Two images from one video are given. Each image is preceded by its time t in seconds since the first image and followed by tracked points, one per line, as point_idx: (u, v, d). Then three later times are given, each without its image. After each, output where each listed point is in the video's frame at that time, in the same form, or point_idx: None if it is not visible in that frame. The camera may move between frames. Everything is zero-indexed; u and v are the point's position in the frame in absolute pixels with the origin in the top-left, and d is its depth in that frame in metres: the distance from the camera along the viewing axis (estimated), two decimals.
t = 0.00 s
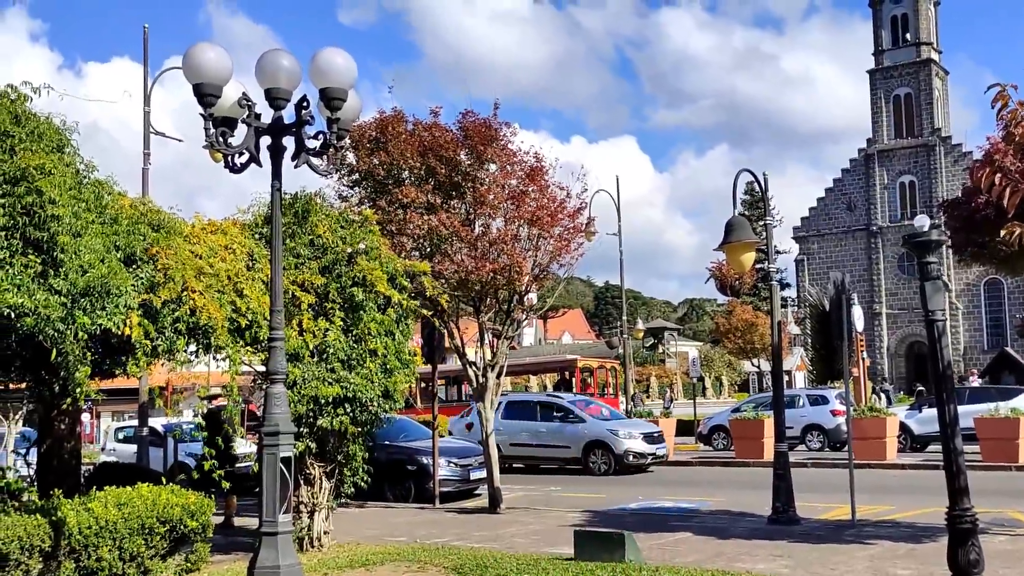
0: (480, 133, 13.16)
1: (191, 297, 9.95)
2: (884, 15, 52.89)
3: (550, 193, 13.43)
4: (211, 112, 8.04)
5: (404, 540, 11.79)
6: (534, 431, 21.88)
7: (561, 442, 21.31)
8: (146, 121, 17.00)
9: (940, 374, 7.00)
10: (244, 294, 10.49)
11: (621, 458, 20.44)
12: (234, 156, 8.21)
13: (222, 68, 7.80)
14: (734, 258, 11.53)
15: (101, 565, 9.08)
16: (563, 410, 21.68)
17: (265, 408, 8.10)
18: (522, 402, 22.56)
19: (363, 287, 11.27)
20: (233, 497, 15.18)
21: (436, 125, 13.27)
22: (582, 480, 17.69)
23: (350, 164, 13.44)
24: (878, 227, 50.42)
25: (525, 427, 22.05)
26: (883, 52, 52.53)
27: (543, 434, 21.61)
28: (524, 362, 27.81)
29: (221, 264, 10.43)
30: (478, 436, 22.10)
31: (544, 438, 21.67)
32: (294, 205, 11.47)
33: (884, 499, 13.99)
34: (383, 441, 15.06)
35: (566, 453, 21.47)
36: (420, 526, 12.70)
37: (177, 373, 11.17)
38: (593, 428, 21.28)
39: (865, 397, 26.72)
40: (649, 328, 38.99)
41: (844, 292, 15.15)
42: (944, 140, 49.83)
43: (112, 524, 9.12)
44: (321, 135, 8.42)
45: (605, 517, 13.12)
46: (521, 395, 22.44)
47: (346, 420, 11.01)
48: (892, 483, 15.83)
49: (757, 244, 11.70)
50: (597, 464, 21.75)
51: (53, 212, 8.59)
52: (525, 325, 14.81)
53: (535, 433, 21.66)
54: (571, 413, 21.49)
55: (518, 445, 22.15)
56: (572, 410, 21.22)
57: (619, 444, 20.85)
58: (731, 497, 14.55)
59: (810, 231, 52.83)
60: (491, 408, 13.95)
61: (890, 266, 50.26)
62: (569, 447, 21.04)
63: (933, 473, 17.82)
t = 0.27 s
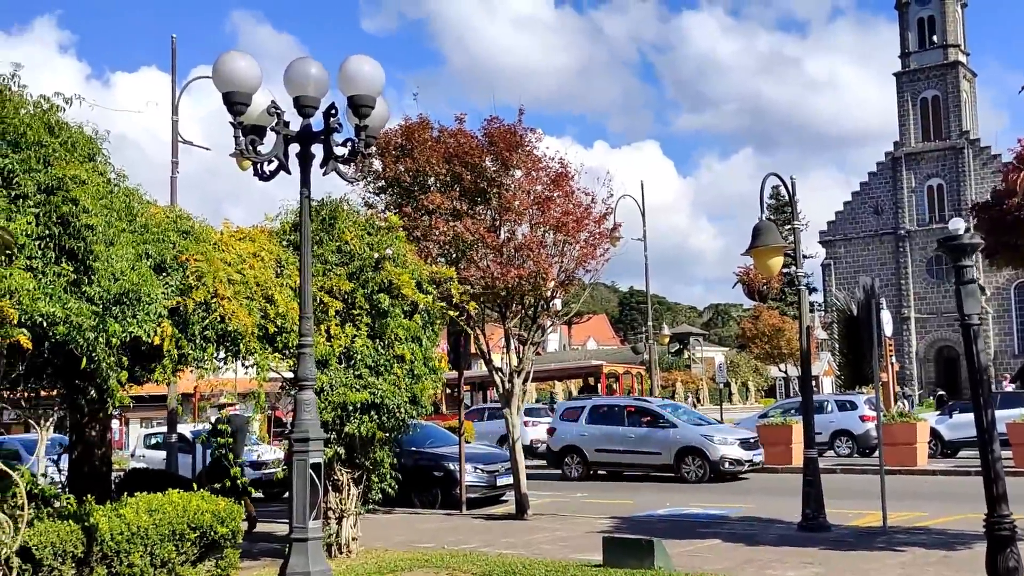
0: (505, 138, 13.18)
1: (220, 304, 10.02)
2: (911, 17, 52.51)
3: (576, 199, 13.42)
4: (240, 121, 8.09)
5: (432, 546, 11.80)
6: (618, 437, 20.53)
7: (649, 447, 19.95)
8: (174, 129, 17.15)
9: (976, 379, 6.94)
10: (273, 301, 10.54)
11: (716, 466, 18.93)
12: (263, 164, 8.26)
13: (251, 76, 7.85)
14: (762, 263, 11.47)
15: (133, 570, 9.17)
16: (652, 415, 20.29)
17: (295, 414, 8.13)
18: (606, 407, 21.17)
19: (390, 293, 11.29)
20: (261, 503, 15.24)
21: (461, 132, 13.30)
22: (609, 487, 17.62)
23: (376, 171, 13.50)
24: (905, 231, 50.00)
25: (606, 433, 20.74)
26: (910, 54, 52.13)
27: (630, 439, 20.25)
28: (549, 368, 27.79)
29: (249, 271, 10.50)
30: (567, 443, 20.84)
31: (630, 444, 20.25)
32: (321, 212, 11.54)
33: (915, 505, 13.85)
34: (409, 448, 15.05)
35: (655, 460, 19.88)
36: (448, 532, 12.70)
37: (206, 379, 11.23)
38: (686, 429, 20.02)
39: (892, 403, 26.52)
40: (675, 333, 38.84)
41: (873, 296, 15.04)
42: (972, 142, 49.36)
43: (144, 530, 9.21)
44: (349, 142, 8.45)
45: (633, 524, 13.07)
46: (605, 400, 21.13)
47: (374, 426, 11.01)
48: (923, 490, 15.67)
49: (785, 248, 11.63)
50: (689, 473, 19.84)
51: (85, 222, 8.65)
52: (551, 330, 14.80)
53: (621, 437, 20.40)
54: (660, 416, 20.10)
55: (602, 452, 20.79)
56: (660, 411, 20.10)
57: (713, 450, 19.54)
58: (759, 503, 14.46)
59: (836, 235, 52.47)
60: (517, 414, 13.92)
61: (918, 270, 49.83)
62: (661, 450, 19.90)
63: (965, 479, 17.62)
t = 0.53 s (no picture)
0: (543, 146, 13.18)
1: (263, 312, 10.11)
2: (951, 21, 51.85)
3: (614, 207, 13.38)
4: (283, 132, 8.16)
5: (472, 554, 11.80)
6: (722, 446, 19.84)
7: (754, 455, 19.26)
8: (216, 141, 17.37)
9: None
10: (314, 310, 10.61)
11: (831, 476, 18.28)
12: (306, 174, 8.32)
13: (295, 87, 7.92)
14: (803, 270, 11.37)
15: None
16: (756, 423, 19.59)
17: (338, 422, 8.17)
18: (707, 414, 20.49)
19: (429, 302, 11.32)
20: (301, 510, 15.34)
21: (499, 141, 13.30)
22: (648, 496, 17.51)
23: (414, 180, 13.56)
24: (947, 237, 49.32)
25: (704, 441, 20.10)
26: (951, 58, 51.46)
27: (734, 448, 19.55)
28: (586, 376, 27.73)
29: (291, 280, 10.58)
30: (666, 452, 20.13)
31: (736, 453, 19.53)
32: (361, 222, 11.61)
33: (961, 516, 13.62)
34: (448, 456, 15.08)
35: (763, 470, 19.16)
36: (487, 540, 12.69)
37: (247, 388, 11.32)
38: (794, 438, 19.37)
39: (937, 412, 26.11)
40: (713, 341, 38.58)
41: (917, 303, 14.84)
42: (1016, 147, 48.61)
43: (188, 537, 9.31)
44: (390, 152, 8.50)
45: (674, 533, 12.98)
46: (705, 406, 20.43)
47: (414, 434, 11.02)
48: (969, 500, 15.42)
49: (828, 255, 11.52)
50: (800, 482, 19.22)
51: (131, 232, 8.76)
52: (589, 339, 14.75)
53: (725, 445, 19.69)
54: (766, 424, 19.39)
55: (704, 461, 20.12)
56: (765, 418, 19.35)
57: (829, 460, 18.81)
58: (801, 513, 14.30)
59: (877, 241, 51.88)
60: (556, 422, 13.89)
61: (960, 276, 49.12)
62: (768, 459, 19.19)
63: (1012, 489, 17.31)
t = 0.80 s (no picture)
0: (582, 155, 13.19)
1: (304, 321, 10.19)
2: (995, 24, 51.07)
3: (655, 215, 13.34)
4: (326, 143, 8.24)
5: (513, 564, 11.78)
6: (830, 455, 19.00)
7: (868, 466, 18.47)
8: (258, 151, 17.55)
9: None
10: (355, 319, 10.68)
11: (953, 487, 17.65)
12: (349, 185, 8.40)
13: (337, 99, 8.00)
14: (847, 278, 11.24)
15: None
16: (867, 431, 18.87)
17: (381, 431, 8.21)
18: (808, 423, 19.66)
19: (469, 311, 11.34)
20: (343, 518, 15.44)
21: (538, 149, 13.41)
22: (689, 505, 17.39)
23: (454, 190, 13.64)
24: (993, 243, 48.51)
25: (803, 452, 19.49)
26: (995, 61, 50.67)
27: (845, 458, 18.75)
28: (626, 384, 27.64)
29: (332, 289, 10.65)
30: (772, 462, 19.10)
31: (847, 463, 18.72)
32: (402, 231, 11.69)
33: (1010, 528, 13.36)
34: (487, 464, 15.09)
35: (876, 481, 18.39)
36: (528, 550, 12.67)
37: (287, 397, 11.40)
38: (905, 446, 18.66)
39: (986, 422, 25.61)
40: (754, 350, 38.28)
41: (964, 311, 14.63)
42: None
43: (233, 545, 9.38)
44: (432, 162, 8.55)
45: (715, 543, 12.88)
46: (809, 415, 19.73)
47: (455, 443, 11.03)
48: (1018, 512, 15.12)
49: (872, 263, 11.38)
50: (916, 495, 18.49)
51: (177, 243, 8.89)
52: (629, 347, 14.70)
53: (835, 455, 18.88)
54: (877, 432, 18.66)
55: (809, 471, 19.33)
56: (877, 425, 18.63)
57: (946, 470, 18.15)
58: (846, 524, 14.11)
59: (920, 247, 51.17)
60: (596, 431, 13.85)
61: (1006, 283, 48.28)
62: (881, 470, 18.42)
63: None
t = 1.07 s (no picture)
0: (619, 166, 13.20)
1: (343, 333, 10.28)
2: None
3: (692, 226, 13.29)
4: (365, 156, 8.30)
5: None
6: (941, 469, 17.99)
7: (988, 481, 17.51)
8: (296, 164, 17.73)
9: None
10: (394, 330, 10.74)
11: None
12: (387, 198, 8.45)
13: (377, 112, 8.06)
14: (888, 289, 11.11)
15: None
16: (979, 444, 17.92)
17: (419, 444, 8.23)
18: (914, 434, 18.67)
19: (506, 323, 11.36)
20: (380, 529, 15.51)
21: (574, 160, 13.44)
22: (727, 518, 17.25)
23: (491, 202, 13.69)
24: None
25: (977, 465, 18.49)
26: None
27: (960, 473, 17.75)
28: (662, 395, 27.53)
29: (371, 301, 10.72)
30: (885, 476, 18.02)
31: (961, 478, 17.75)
32: (439, 243, 11.75)
33: None
34: (524, 476, 15.09)
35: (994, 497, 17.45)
36: (565, 562, 12.64)
37: (323, 409, 11.48)
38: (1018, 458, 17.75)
39: None
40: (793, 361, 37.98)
41: (1008, 321, 14.35)
42: None
43: (272, 555, 9.45)
44: (470, 175, 8.59)
45: (754, 557, 12.76)
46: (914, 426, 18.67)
47: (492, 455, 11.02)
48: None
49: (913, 274, 11.24)
50: None
51: (219, 256, 8.99)
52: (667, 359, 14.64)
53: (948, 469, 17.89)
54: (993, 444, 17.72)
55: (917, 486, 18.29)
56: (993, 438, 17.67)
57: None
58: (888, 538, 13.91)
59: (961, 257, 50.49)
60: (634, 443, 13.79)
61: None
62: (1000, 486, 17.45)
63: None
